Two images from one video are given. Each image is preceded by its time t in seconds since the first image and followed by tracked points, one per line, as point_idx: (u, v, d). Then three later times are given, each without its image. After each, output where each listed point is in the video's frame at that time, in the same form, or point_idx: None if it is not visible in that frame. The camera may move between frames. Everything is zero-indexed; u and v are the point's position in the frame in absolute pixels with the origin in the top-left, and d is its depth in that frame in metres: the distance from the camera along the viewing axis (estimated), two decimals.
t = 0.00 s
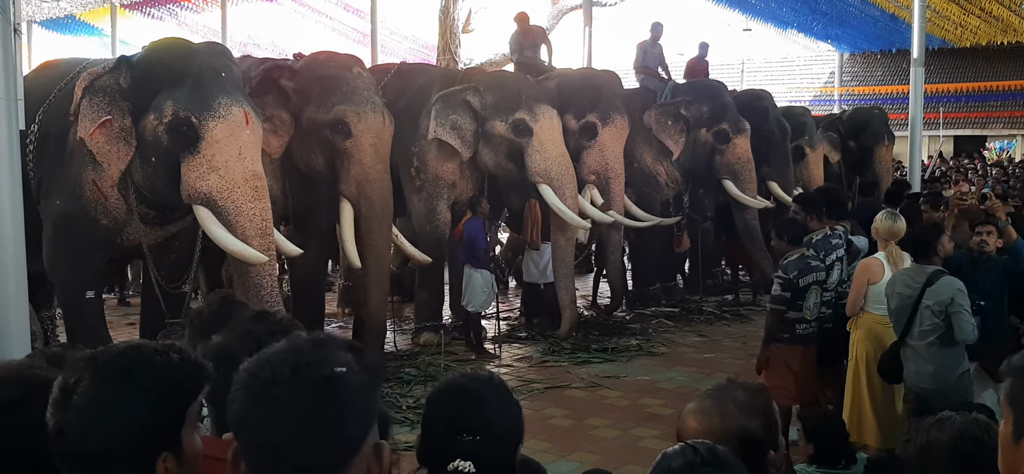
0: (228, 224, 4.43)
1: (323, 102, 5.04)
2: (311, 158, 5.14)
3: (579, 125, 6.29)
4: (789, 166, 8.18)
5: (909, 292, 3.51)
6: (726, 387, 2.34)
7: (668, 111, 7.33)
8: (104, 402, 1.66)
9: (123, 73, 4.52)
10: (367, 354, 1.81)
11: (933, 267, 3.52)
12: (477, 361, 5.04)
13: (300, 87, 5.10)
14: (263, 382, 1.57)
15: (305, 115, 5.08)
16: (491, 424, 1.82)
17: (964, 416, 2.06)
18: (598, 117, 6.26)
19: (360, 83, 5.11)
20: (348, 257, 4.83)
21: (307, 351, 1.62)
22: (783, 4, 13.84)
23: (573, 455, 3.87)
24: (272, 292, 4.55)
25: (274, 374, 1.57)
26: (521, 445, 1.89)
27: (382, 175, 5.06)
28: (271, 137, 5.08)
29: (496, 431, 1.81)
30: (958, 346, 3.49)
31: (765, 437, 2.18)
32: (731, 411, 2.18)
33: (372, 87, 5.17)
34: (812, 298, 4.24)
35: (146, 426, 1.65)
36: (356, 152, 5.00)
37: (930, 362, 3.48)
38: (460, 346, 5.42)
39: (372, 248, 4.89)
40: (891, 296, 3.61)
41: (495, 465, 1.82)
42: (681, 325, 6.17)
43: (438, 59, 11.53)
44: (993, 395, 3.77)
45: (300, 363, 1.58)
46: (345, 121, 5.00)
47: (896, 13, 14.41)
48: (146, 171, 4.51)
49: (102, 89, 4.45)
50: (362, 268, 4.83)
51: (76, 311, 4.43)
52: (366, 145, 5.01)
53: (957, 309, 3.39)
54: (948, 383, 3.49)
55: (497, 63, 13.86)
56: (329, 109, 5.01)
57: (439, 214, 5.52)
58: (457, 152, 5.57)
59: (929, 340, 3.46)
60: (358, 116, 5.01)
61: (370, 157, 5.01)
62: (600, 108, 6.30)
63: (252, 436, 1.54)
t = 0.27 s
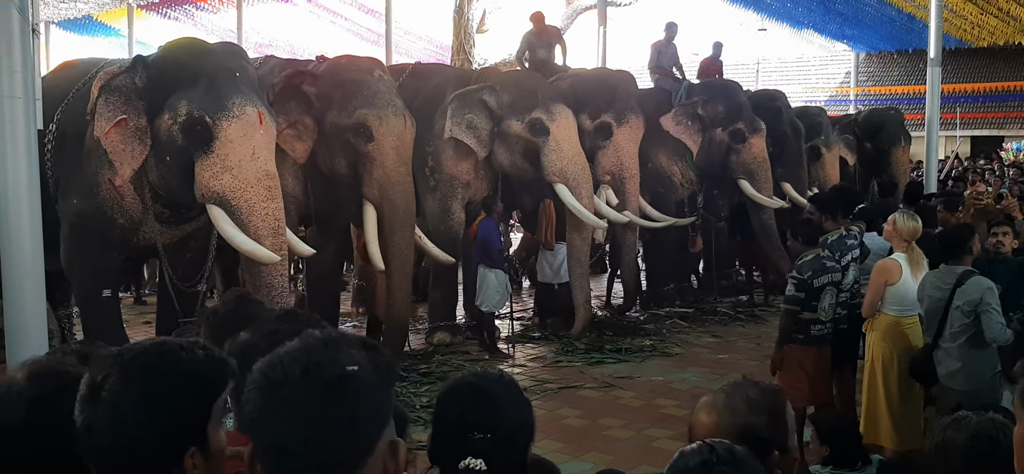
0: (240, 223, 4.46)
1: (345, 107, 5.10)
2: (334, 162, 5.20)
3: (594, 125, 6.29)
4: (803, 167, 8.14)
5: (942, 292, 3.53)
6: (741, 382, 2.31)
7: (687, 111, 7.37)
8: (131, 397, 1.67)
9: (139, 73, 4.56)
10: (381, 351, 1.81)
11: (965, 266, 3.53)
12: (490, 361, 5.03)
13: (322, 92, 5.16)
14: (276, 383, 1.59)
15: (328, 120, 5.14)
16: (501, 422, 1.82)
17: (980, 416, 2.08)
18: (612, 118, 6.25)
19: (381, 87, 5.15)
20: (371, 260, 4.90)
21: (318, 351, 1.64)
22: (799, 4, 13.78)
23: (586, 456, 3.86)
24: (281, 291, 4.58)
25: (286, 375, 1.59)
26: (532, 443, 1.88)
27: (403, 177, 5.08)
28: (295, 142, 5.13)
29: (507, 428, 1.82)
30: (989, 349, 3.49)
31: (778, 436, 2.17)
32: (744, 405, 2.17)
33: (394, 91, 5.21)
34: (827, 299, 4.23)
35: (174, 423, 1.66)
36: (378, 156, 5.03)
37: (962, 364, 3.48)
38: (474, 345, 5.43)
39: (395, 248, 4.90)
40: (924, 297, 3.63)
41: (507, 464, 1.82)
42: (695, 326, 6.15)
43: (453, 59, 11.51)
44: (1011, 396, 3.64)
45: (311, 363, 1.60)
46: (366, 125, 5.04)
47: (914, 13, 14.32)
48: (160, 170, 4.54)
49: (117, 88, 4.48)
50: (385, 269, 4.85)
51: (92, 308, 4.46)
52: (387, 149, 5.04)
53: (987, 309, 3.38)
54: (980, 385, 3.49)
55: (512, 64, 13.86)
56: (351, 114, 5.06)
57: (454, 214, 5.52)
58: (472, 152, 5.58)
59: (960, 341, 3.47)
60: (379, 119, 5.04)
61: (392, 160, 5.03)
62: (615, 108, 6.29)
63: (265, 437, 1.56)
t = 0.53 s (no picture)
0: (285, 222, 4.52)
1: (395, 108, 5.16)
2: (384, 163, 5.27)
3: (637, 125, 6.27)
4: (847, 166, 8.01)
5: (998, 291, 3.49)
6: (797, 384, 2.28)
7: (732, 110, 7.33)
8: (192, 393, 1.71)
9: (187, 74, 4.64)
10: (429, 352, 1.82)
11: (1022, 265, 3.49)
12: (532, 361, 5.03)
13: (374, 95, 5.21)
14: (326, 378, 1.60)
15: (378, 122, 5.19)
16: (542, 421, 1.83)
17: None
18: (655, 117, 6.23)
19: (429, 88, 5.21)
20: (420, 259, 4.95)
21: (368, 348, 1.65)
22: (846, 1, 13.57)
23: (628, 456, 3.85)
24: (324, 289, 4.64)
25: (336, 370, 1.60)
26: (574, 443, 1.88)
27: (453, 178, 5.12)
28: (345, 144, 5.14)
29: (548, 426, 1.82)
30: None
31: (833, 442, 2.14)
32: (800, 406, 2.15)
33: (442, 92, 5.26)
34: (874, 299, 4.17)
35: (234, 419, 1.69)
36: (428, 158, 5.10)
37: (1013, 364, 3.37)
38: (515, 344, 5.44)
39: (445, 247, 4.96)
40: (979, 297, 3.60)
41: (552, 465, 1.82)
42: (739, 327, 6.08)
43: (495, 58, 11.52)
44: None
45: (361, 359, 1.61)
46: (415, 127, 5.12)
47: (964, 9, 14.02)
48: (208, 170, 4.63)
49: (167, 89, 4.58)
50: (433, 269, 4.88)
51: (142, 305, 4.55)
52: (437, 149, 5.10)
53: None
54: None
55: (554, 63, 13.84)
56: (401, 115, 5.13)
57: (496, 214, 5.53)
58: (516, 152, 5.62)
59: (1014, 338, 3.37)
60: (428, 121, 5.11)
61: (441, 162, 5.10)
62: (658, 107, 6.26)
63: (315, 432, 1.57)
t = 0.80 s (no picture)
0: (319, 221, 4.55)
1: (433, 106, 5.19)
2: (422, 161, 5.28)
3: (670, 122, 6.24)
4: (881, 164, 7.91)
5: None
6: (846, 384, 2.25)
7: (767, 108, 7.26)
8: (229, 389, 1.72)
9: (223, 75, 4.68)
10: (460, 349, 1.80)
11: None
12: (565, 360, 5.02)
13: (412, 93, 5.24)
14: (356, 379, 1.60)
15: (416, 120, 5.23)
16: (580, 423, 1.82)
17: None
18: (689, 114, 6.18)
19: (466, 86, 5.23)
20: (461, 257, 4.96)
21: (398, 347, 1.64)
22: None
23: (661, 456, 3.82)
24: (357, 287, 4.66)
25: (366, 371, 1.60)
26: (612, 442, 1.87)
27: (491, 175, 5.14)
28: (385, 144, 5.16)
29: (585, 427, 1.81)
30: None
31: (882, 444, 2.11)
32: (850, 405, 2.12)
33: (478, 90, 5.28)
34: (912, 299, 4.10)
35: (269, 415, 1.70)
36: (466, 154, 5.12)
37: None
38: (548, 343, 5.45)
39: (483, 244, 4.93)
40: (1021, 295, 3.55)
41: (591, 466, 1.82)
42: (774, 327, 6.02)
43: (527, 58, 11.48)
44: None
45: (390, 359, 1.60)
46: (454, 124, 5.15)
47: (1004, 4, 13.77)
48: (243, 170, 4.66)
49: (203, 90, 4.63)
50: (475, 265, 4.91)
51: (179, 304, 4.60)
52: (474, 146, 5.12)
53: None
54: None
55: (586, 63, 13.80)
56: (439, 113, 5.16)
57: (529, 212, 5.53)
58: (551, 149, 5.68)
59: None
60: (467, 119, 5.13)
61: (480, 158, 5.12)
62: (692, 104, 6.21)
63: (347, 432, 1.58)
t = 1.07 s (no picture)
0: (347, 221, 4.57)
1: (461, 106, 5.21)
2: (452, 160, 5.30)
3: (696, 121, 6.22)
4: (909, 162, 7.84)
5: None
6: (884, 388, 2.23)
7: (794, 107, 7.16)
8: (256, 386, 1.74)
9: (251, 76, 4.72)
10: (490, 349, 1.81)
11: None
12: (591, 360, 5.01)
13: (440, 93, 5.27)
14: (386, 372, 1.59)
15: (445, 120, 5.26)
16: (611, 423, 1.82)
17: None
18: (715, 112, 6.15)
19: (495, 85, 5.25)
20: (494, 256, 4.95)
21: (427, 344, 1.63)
22: None
23: (688, 457, 3.81)
24: (385, 287, 4.66)
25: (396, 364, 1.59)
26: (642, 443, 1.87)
27: (520, 173, 5.14)
28: (414, 144, 5.25)
29: (617, 427, 1.82)
30: None
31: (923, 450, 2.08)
32: (890, 407, 2.11)
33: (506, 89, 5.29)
34: (943, 300, 4.03)
35: (290, 412, 1.72)
36: (495, 151, 5.12)
37: None
38: (574, 343, 5.45)
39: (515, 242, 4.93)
40: None
41: None
42: (802, 327, 5.97)
43: (553, 57, 11.40)
44: None
45: (421, 355, 1.59)
46: (482, 122, 5.15)
47: None
48: (271, 170, 4.70)
49: (232, 91, 4.65)
50: (507, 263, 4.88)
51: (207, 302, 4.64)
52: (504, 143, 5.12)
53: None
54: None
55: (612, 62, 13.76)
56: (467, 111, 5.17)
57: (555, 212, 5.50)
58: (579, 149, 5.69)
59: None
60: (495, 116, 5.13)
61: (509, 155, 5.12)
62: (718, 103, 6.19)
63: (373, 425, 1.56)
